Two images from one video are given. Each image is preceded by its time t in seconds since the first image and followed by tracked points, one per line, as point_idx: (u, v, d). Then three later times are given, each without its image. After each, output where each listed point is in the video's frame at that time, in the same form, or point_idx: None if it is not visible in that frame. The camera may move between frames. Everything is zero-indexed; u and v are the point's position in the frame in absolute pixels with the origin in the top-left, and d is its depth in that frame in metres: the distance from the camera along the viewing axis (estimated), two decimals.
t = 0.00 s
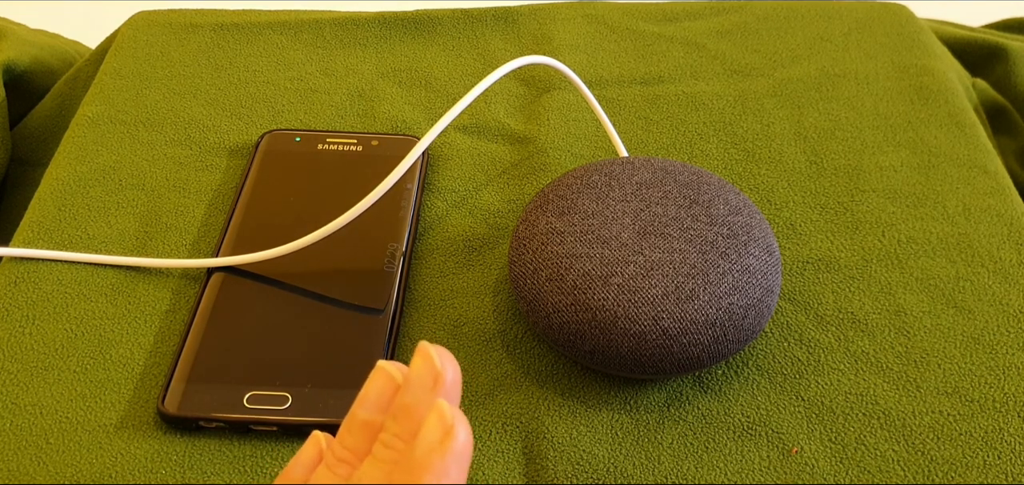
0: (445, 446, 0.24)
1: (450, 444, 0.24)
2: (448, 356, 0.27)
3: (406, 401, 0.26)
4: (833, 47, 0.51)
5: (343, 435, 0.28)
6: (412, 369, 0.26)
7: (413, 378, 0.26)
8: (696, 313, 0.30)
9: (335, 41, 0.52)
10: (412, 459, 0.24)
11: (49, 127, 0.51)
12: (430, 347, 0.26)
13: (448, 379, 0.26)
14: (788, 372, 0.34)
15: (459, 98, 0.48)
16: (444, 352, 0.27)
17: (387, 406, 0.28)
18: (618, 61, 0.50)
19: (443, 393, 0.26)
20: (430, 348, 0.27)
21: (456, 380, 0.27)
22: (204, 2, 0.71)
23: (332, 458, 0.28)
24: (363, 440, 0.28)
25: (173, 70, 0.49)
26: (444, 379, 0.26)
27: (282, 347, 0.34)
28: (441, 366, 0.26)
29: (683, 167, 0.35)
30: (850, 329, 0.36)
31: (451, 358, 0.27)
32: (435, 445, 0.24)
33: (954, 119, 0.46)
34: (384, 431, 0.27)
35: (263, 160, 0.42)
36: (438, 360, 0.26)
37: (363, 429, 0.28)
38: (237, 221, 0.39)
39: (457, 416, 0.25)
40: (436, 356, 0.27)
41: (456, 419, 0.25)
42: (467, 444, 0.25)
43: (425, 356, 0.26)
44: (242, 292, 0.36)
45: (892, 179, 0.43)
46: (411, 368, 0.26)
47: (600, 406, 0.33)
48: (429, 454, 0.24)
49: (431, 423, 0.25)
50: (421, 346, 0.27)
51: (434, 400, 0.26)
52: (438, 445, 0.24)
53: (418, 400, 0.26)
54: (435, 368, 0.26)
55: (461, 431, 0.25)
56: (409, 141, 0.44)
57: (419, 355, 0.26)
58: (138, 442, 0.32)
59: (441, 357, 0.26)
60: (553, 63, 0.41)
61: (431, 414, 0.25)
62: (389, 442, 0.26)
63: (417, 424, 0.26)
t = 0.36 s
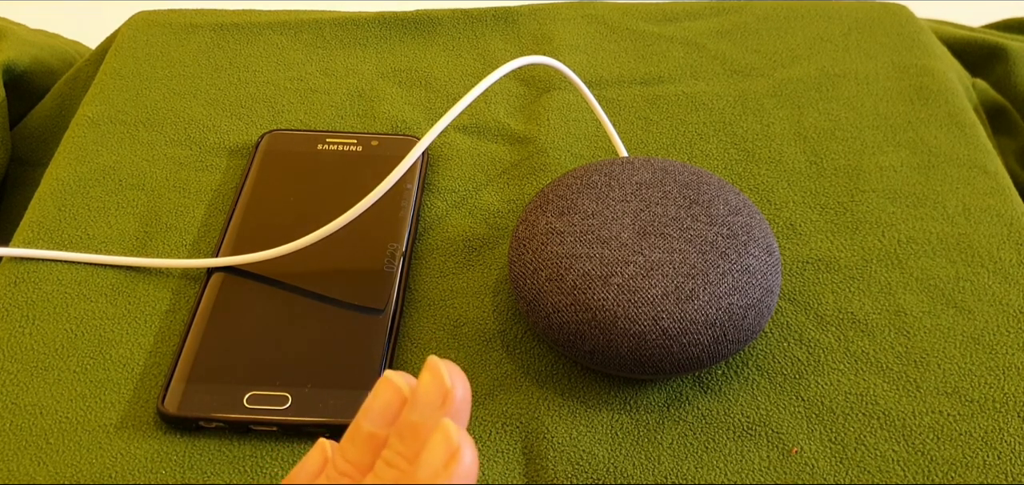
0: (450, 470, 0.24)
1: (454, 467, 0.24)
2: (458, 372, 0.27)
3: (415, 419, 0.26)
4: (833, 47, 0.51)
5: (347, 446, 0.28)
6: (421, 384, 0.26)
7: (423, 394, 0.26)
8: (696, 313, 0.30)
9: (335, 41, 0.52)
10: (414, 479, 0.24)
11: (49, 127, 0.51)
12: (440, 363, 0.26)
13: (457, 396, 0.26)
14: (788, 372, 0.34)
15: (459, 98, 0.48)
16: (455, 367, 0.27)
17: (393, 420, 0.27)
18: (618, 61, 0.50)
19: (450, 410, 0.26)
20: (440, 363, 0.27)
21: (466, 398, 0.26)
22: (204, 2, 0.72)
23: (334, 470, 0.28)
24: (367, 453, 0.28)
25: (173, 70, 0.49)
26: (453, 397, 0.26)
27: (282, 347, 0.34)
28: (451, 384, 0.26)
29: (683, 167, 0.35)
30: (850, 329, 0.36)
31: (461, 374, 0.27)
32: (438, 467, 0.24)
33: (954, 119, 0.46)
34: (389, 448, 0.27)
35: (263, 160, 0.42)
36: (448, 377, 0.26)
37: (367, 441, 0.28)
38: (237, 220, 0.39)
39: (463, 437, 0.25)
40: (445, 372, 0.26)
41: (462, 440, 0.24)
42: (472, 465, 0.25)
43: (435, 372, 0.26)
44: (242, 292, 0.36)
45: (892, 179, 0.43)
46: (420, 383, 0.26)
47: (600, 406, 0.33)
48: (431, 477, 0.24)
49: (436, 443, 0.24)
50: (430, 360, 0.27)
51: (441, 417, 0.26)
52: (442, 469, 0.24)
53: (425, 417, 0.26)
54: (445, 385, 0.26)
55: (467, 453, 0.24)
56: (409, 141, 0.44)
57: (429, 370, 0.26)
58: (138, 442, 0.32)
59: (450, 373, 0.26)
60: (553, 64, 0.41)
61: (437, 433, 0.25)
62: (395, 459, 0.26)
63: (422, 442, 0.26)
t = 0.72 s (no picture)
0: (450, 471, 0.24)
1: (455, 469, 0.24)
2: (458, 373, 0.26)
3: (415, 420, 0.26)
4: (833, 47, 0.51)
5: (348, 447, 0.28)
6: (420, 385, 0.26)
7: (423, 395, 0.26)
8: (696, 313, 0.30)
9: (335, 41, 0.52)
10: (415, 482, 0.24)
11: (49, 127, 0.51)
12: (440, 364, 0.26)
13: (458, 397, 0.26)
14: (788, 372, 0.34)
15: (459, 98, 0.48)
16: (455, 366, 0.26)
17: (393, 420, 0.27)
18: (618, 61, 0.50)
19: (452, 412, 0.26)
20: (439, 363, 0.26)
21: (467, 398, 0.26)
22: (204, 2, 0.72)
23: (335, 470, 0.28)
24: (368, 454, 0.27)
25: (173, 70, 0.49)
26: (453, 398, 0.25)
27: (282, 347, 0.34)
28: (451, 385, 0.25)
29: (683, 167, 0.35)
30: (850, 329, 0.36)
31: (462, 375, 0.26)
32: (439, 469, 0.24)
33: (954, 119, 0.46)
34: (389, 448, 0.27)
35: (263, 160, 0.42)
36: (448, 379, 0.26)
37: (368, 442, 0.27)
38: (237, 220, 0.39)
39: (463, 439, 0.24)
40: (446, 373, 0.26)
41: (463, 442, 0.24)
42: (473, 465, 0.24)
43: (434, 373, 0.26)
44: (242, 292, 0.36)
45: (892, 179, 0.43)
46: (420, 385, 0.26)
47: (600, 406, 0.33)
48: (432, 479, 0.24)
49: (435, 444, 0.24)
50: (430, 361, 0.26)
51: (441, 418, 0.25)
52: (442, 470, 0.24)
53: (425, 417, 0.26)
54: (445, 387, 0.26)
55: (467, 454, 0.24)
56: (409, 141, 0.44)
57: (429, 373, 0.26)
58: (138, 442, 0.32)
59: (451, 376, 0.26)
60: (553, 64, 0.41)
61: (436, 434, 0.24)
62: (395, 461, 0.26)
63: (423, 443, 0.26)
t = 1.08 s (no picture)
0: (432, 421, 0.24)
1: (436, 420, 0.24)
2: (434, 342, 0.28)
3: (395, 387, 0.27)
4: (833, 47, 0.51)
5: (334, 424, 0.28)
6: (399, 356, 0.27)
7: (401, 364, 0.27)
8: (696, 313, 0.30)
9: (335, 41, 0.52)
10: (400, 436, 0.25)
11: (49, 127, 0.51)
12: (416, 334, 0.27)
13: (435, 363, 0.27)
14: (788, 372, 0.34)
15: (459, 98, 0.48)
16: (430, 339, 0.28)
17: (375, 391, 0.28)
18: (618, 61, 0.50)
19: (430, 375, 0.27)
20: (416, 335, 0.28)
21: (442, 364, 0.27)
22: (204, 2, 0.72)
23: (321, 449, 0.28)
24: (354, 427, 0.28)
25: (173, 70, 0.49)
26: (429, 363, 0.27)
27: (282, 346, 0.34)
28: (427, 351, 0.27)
29: (683, 167, 0.35)
30: (850, 329, 0.36)
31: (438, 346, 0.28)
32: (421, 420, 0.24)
33: (954, 119, 0.46)
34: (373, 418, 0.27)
35: (263, 160, 0.42)
36: (424, 346, 0.27)
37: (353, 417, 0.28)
38: (237, 221, 0.39)
39: (442, 392, 0.25)
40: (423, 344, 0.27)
41: (442, 394, 0.25)
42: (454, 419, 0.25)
43: (411, 343, 0.27)
44: (242, 292, 0.36)
45: (892, 179, 0.43)
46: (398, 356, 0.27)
47: (600, 406, 0.33)
48: (415, 432, 0.24)
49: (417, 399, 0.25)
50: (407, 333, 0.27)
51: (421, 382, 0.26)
52: (425, 420, 0.24)
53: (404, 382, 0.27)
54: (422, 353, 0.27)
55: (447, 406, 0.25)
56: (409, 141, 0.44)
57: (406, 343, 0.27)
58: (138, 442, 0.32)
59: (427, 345, 0.27)
60: (553, 63, 0.41)
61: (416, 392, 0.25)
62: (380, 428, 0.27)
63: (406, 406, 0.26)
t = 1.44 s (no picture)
0: (427, 418, 0.24)
1: (431, 416, 0.24)
2: (431, 340, 0.27)
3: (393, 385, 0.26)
4: (833, 47, 0.51)
5: (332, 423, 0.28)
6: (396, 353, 0.27)
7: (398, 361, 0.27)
8: (696, 313, 0.30)
9: (335, 41, 0.52)
10: (396, 434, 0.25)
11: (49, 128, 0.51)
12: (413, 332, 0.27)
13: (432, 360, 0.26)
14: (788, 372, 0.34)
15: (459, 98, 0.48)
16: (427, 336, 0.27)
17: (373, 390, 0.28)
18: (618, 61, 0.50)
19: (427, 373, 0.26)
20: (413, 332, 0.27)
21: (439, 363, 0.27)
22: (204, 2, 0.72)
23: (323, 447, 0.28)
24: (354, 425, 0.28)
25: (173, 70, 0.49)
26: (428, 362, 0.26)
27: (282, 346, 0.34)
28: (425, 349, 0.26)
29: (683, 167, 0.35)
30: (850, 329, 0.36)
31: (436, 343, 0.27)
32: (417, 417, 0.24)
33: (954, 119, 0.46)
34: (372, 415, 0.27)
35: (263, 160, 0.42)
36: (421, 344, 0.26)
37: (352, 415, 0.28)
38: (237, 221, 0.39)
39: (437, 388, 0.25)
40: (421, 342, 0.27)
41: (436, 390, 0.25)
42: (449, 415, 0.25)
43: (409, 340, 0.27)
44: (243, 292, 0.36)
45: (892, 179, 0.43)
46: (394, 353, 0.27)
47: (600, 406, 0.33)
48: (411, 429, 0.24)
49: (412, 397, 0.25)
50: (405, 330, 0.27)
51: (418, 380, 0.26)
52: (421, 418, 0.24)
53: (401, 380, 0.26)
54: (418, 350, 0.26)
55: (442, 403, 0.25)
56: (409, 141, 0.44)
57: (402, 340, 0.27)
58: (138, 442, 0.32)
59: (424, 342, 0.27)
60: (553, 63, 0.41)
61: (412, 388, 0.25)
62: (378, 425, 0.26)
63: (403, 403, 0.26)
